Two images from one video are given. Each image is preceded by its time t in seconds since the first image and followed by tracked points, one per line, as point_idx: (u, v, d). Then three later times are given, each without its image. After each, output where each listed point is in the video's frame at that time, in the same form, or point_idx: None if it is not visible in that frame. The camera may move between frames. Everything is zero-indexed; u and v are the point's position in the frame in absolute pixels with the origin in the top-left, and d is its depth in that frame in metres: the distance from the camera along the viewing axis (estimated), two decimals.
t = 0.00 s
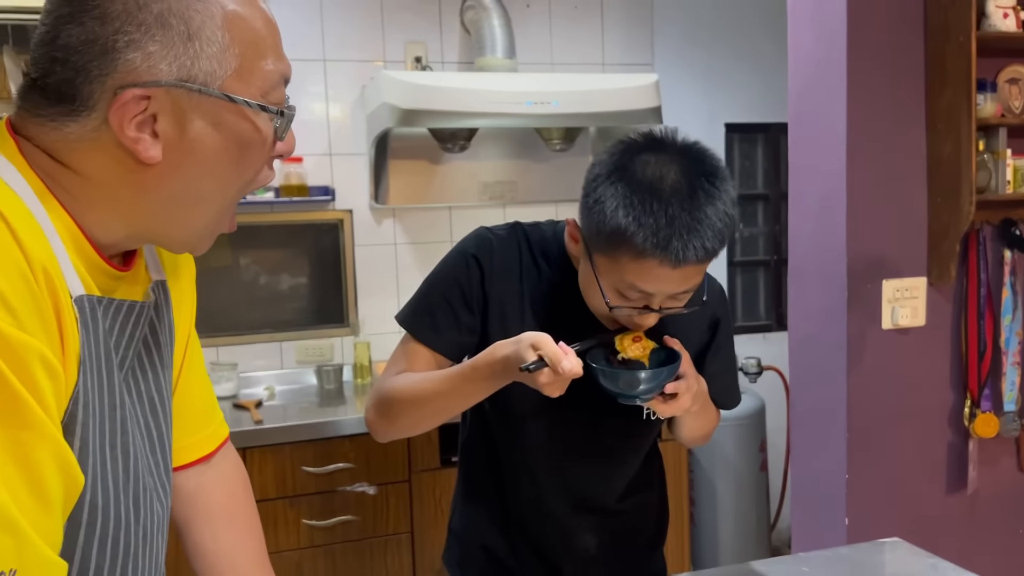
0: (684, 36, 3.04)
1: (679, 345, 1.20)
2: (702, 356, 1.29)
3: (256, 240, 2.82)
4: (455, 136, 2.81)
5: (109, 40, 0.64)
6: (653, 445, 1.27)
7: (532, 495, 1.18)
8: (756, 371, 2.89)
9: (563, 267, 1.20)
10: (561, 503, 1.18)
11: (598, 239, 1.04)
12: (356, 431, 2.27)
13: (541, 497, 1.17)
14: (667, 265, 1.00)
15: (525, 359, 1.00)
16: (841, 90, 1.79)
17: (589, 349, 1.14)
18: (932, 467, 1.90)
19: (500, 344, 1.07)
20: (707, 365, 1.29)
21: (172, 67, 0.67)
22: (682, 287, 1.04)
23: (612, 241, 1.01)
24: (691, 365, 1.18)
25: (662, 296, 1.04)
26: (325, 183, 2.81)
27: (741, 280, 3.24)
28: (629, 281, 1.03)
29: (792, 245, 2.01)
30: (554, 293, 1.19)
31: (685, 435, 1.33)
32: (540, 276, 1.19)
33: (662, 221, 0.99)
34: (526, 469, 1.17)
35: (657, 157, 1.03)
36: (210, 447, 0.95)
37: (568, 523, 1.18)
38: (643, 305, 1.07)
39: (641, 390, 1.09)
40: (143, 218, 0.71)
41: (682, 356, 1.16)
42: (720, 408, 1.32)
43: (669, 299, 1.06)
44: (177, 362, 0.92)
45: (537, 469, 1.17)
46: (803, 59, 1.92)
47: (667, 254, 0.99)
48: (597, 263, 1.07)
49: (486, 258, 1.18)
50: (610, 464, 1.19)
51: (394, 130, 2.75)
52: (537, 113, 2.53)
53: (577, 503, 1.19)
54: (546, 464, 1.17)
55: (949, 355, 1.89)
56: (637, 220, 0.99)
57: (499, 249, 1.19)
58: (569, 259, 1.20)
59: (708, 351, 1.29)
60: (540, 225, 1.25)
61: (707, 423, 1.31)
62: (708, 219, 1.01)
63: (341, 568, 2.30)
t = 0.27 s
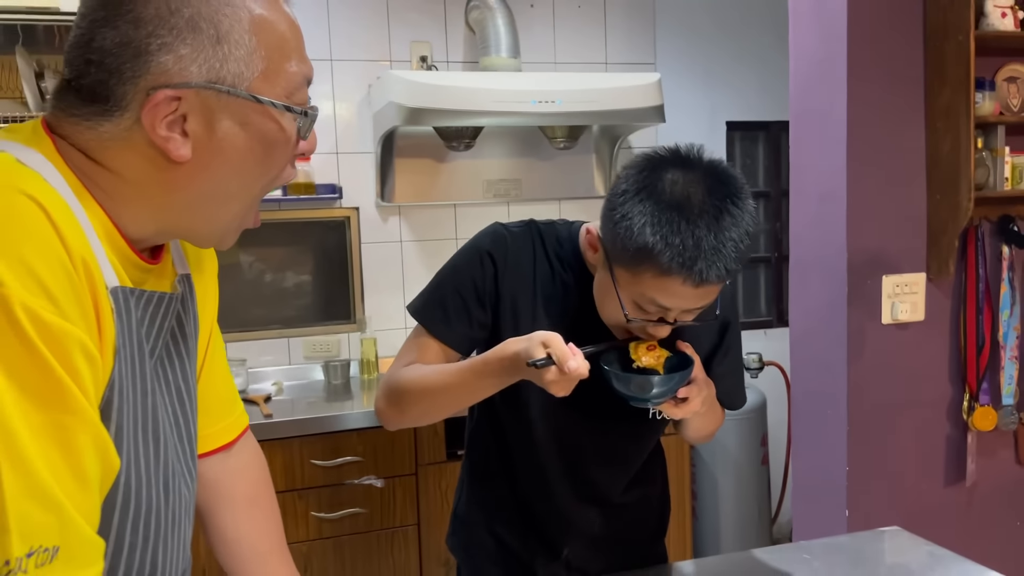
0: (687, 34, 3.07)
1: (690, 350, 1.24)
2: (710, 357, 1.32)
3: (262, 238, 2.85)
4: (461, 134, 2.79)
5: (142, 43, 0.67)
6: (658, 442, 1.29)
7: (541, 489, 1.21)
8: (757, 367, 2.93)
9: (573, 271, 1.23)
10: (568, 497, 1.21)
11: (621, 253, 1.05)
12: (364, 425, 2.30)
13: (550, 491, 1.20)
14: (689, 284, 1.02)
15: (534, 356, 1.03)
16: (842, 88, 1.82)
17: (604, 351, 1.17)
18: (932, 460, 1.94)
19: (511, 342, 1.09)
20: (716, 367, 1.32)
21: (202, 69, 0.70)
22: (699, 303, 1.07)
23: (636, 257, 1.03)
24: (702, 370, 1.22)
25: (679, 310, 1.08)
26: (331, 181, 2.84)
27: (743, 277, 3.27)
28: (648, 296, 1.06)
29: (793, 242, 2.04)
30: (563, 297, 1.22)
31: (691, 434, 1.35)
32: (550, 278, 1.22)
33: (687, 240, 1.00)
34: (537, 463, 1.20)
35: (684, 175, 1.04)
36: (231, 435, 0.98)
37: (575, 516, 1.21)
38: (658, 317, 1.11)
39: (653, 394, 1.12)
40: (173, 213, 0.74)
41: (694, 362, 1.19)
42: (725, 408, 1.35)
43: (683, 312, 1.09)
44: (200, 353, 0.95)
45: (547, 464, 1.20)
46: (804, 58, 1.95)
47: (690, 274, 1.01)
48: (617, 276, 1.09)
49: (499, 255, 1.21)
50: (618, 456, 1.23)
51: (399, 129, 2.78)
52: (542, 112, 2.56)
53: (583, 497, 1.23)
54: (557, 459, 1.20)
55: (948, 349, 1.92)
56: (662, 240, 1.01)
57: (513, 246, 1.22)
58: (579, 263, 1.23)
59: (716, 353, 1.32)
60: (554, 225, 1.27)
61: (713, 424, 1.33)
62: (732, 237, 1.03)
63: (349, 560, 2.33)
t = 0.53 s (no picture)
0: (688, 31, 3.09)
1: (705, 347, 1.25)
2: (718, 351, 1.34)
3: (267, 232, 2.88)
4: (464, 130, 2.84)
5: (166, 37, 0.70)
6: (662, 433, 1.32)
7: (548, 474, 1.24)
8: (757, 361, 2.95)
9: (585, 262, 1.25)
10: (575, 484, 1.24)
11: (634, 254, 1.06)
12: (369, 416, 2.33)
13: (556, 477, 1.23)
14: (701, 287, 1.03)
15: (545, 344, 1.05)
16: (841, 84, 1.84)
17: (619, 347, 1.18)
18: (930, 451, 1.97)
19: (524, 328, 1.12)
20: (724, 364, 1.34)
21: (223, 62, 0.72)
22: (709, 303, 1.08)
23: (650, 258, 1.04)
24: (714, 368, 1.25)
25: (690, 311, 1.09)
26: (336, 176, 2.87)
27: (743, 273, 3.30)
28: (660, 295, 1.07)
29: (793, 236, 2.07)
30: (574, 287, 1.24)
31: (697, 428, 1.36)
32: (562, 269, 1.24)
33: (701, 244, 1.01)
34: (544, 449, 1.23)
35: (699, 178, 1.04)
36: (245, 420, 1.01)
37: (580, 502, 1.24)
38: (668, 315, 1.13)
39: (666, 387, 1.13)
40: (193, 201, 0.77)
41: (707, 360, 1.20)
42: (731, 404, 1.37)
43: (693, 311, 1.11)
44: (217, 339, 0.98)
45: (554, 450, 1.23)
46: (804, 54, 1.97)
47: (703, 278, 1.02)
48: (629, 274, 1.10)
49: (514, 243, 1.24)
50: (624, 444, 1.25)
51: (403, 125, 2.81)
52: (545, 108, 2.58)
53: (588, 483, 1.26)
54: (564, 445, 1.23)
55: (946, 341, 1.95)
56: (677, 242, 1.01)
57: (528, 236, 1.25)
58: (591, 255, 1.25)
59: (725, 349, 1.34)
60: (569, 215, 1.30)
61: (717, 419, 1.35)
62: (745, 241, 1.03)
63: (354, 550, 2.36)
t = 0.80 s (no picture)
0: (689, 29, 3.12)
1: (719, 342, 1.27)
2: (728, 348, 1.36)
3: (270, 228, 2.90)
4: (466, 127, 2.85)
5: (186, 33, 0.72)
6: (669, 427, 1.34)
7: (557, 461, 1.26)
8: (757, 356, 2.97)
9: (597, 256, 1.27)
10: (583, 472, 1.27)
11: (646, 251, 1.08)
12: (373, 410, 2.35)
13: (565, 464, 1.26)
14: (712, 285, 1.05)
15: (561, 324, 1.07)
16: (841, 81, 1.87)
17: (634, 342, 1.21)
18: (927, 444, 1.99)
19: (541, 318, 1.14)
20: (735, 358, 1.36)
21: (241, 57, 0.74)
22: (720, 300, 1.10)
23: (662, 256, 1.06)
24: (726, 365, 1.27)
25: (701, 306, 1.11)
26: (339, 172, 2.89)
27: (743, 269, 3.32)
28: (672, 292, 1.10)
29: (793, 232, 2.09)
30: (586, 281, 1.26)
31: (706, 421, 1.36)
32: (574, 261, 1.27)
33: (713, 244, 1.02)
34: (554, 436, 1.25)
35: (712, 178, 1.06)
36: (258, 408, 1.04)
37: (587, 490, 1.27)
38: (679, 311, 1.15)
39: (681, 384, 1.15)
40: (211, 193, 0.79)
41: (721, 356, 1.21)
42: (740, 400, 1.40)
43: (704, 308, 1.13)
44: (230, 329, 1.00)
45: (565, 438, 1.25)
46: (804, 52, 1.99)
47: (714, 276, 1.04)
48: (642, 270, 1.13)
49: (528, 236, 1.26)
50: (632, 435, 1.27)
51: (407, 121, 2.83)
52: (547, 105, 2.60)
53: (596, 472, 1.29)
54: (574, 433, 1.25)
55: (943, 336, 1.97)
56: (688, 241, 1.03)
57: (542, 228, 1.27)
58: (603, 250, 1.27)
59: (736, 345, 1.36)
60: (582, 209, 1.33)
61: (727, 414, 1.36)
62: (757, 240, 1.05)
63: (358, 542, 2.39)
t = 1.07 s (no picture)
0: (689, 27, 3.13)
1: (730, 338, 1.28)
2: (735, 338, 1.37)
3: (272, 224, 2.91)
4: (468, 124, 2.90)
5: (198, 26, 0.73)
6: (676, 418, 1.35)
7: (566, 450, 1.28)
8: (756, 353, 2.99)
9: (607, 242, 1.28)
10: (592, 462, 1.28)
11: (656, 219, 1.10)
12: (375, 405, 2.37)
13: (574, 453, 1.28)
14: (722, 247, 1.06)
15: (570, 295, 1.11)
16: (841, 78, 1.88)
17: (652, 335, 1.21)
18: (926, 440, 2.00)
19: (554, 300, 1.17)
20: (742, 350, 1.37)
21: (251, 50, 0.75)
22: (731, 266, 1.10)
23: (671, 221, 1.07)
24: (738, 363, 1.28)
25: (711, 274, 1.11)
26: (341, 168, 2.90)
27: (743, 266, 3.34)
28: (683, 258, 1.10)
29: (793, 229, 2.10)
30: (596, 267, 1.28)
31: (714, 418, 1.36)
32: (584, 249, 1.28)
33: (721, 205, 1.04)
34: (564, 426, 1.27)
35: (717, 146, 1.08)
36: (266, 398, 1.05)
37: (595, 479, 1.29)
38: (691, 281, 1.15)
39: (694, 379, 1.16)
40: (222, 183, 0.81)
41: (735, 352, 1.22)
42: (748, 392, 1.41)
43: (716, 276, 1.13)
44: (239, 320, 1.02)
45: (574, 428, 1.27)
46: (804, 50, 2.00)
47: (723, 236, 1.05)
48: (652, 240, 1.13)
49: (539, 224, 1.28)
50: (640, 425, 1.29)
51: (408, 117, 2.84)
52: (548, 102, 2.62)
53: (604, 461, 1.30)
54: (584, 423, 1.27)
55: (943, 332, 1.99)
56: (697, 204, 1.05)
57: (551, 216, 1.29)
58: (613, 236, 1.28)
59: (743, 336, 1.37)
60: (590, 199, 1.34)
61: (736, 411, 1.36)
62: (764, 203, 1.07)
63: (359, 536, 2.40)
